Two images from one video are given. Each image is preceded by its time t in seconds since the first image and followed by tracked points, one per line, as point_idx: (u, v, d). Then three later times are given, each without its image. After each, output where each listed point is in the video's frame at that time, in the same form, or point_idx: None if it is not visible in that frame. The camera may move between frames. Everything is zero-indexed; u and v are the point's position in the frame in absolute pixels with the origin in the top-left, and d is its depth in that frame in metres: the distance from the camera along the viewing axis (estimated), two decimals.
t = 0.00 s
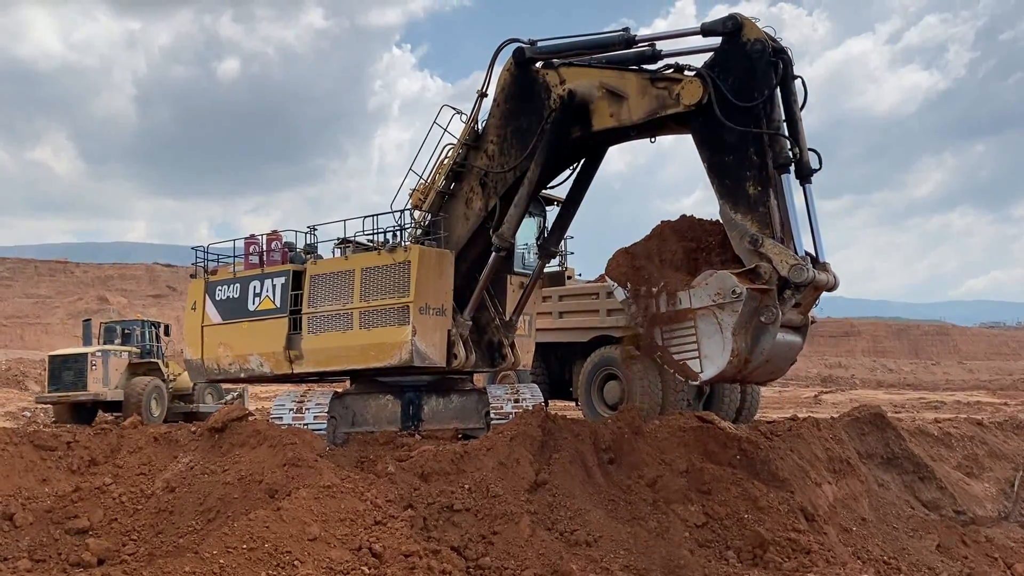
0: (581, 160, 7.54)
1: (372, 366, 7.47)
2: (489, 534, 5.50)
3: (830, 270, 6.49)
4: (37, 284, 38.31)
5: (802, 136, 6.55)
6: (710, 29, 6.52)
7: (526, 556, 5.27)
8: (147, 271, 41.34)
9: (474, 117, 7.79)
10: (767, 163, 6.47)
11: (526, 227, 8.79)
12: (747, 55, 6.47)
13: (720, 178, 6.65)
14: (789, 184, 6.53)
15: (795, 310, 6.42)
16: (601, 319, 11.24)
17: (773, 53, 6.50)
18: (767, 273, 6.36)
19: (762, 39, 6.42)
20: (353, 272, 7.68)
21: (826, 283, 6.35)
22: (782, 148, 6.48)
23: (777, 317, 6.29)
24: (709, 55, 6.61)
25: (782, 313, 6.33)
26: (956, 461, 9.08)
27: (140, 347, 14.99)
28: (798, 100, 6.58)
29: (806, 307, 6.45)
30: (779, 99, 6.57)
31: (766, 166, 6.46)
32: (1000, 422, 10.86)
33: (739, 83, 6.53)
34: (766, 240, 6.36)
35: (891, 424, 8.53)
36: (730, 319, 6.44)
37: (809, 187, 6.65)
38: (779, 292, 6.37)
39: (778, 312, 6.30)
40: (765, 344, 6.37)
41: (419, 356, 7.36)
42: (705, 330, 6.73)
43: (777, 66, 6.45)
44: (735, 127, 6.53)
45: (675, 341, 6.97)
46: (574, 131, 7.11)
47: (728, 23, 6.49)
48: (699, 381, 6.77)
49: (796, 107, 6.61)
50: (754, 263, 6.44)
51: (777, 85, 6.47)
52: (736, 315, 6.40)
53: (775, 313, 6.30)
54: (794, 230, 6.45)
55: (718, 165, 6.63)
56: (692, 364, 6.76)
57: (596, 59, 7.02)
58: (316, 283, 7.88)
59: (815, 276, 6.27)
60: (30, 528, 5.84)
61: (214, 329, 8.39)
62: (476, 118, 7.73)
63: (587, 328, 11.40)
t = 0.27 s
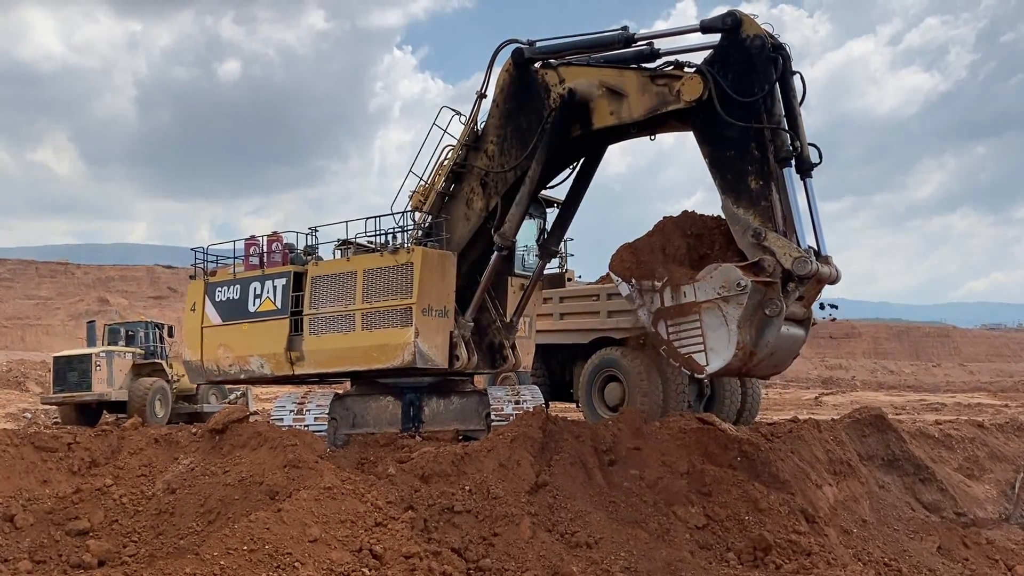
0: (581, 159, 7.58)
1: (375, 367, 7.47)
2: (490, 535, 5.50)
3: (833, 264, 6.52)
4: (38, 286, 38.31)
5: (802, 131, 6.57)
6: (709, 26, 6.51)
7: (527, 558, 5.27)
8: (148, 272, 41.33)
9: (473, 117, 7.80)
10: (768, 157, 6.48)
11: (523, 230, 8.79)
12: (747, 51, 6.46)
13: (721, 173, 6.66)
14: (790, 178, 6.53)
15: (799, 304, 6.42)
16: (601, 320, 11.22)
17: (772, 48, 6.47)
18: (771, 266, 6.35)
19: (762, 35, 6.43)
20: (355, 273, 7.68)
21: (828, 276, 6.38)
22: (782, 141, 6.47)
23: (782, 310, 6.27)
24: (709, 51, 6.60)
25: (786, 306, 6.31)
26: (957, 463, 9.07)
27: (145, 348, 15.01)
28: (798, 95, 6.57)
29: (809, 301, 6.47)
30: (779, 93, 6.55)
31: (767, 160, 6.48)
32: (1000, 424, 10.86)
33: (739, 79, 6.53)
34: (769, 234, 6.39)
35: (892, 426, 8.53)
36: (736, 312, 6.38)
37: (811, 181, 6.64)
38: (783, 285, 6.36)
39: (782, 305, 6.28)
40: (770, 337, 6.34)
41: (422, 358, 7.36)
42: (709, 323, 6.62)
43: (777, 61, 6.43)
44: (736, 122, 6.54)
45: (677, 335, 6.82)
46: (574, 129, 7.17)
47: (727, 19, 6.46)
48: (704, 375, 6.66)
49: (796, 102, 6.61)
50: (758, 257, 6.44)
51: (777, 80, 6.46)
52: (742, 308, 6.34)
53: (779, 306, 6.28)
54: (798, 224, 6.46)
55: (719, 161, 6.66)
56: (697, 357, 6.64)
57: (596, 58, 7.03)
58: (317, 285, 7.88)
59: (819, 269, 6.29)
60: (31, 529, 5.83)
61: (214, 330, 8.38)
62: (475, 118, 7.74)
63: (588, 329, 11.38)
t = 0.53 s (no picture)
0: (581, 157, 7.60)
1: (378, 368, 7.47)
2: (490, 537, 5.50)
3: (836, 256, 6.48)
4: (40, 287, 38.34)
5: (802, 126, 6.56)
6: (708, 22, 6.56)
7: (528, 559, 5.26)
8: (149, 274, 41.34)
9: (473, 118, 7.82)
10: (770, 151, 6.46)
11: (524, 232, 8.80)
12: (746, 47, 6.51)
13: (723, 168, 6.65)
14: (793, 171, 6.48)
15: (803, 296, 6.35)
16: (601, 321, 11.19)
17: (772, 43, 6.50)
18: (776, 259, 6.26)
19: (761, 30, 6.48)
20: (358, 274, 7.68)
21: (832, 267, 6.30)
22: (784, 134, 6.45)
23: (788, 302, 6.19)
24: (709, 48, 6.66)
25: (792, 298, 6.23)
26: (957, 465, 9.06)
27: (149, 350, 15.05)
28: (798, 90, 6.57)
29: (812, 293, 6.39)
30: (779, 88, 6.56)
31: (769, 154, 6.46)
32: (1001, 426, 10.85)
33: (739, 74, 6.57)
34: (773, 227, 6.32)
35: (892, 428, 8.52)
36: (743, 304, 6.28)
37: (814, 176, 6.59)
38: (788, 277, 6.28)
39: (788, 297, 6.21)
40: (777, 329, 6.24)
41: (425, 359, 7.36)
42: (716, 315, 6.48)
43: (777, 55, 6.46)
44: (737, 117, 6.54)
45: (682, 328, 6.64)
46: (575, 127, 7.22)
47: (726, 16, 6.53)
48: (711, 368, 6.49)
49: (796, 97, 6.61)
50: (762, 250, 6.36)
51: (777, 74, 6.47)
52: (749, 299, 6.24)
53: (785, 299, 6.21)
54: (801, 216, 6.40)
55: (720, 156, 6.65)
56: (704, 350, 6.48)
57: (596, 56, 7.08)
58: (319, 285, 7.88)
59: (823, 260, 6.23)
60: (31, 530, 5.80)
61: (213, 331, 8.37)
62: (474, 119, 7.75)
63: (588, 330, 11.36)
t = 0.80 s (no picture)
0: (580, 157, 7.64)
1: (381, 369, 7.47)
2: (491, 538, 5.50)
3: (838, 250, 6.56)
4: (41, 288, 38.36)
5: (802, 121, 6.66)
6: (708, 20, 6.58)
7: (528, 560, 5.26)
8: (149, 275, 41.34)
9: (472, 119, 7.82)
10: (772, 146, 6.54)
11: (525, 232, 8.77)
12: (747, 44, 6.59)
13: (725, 164, 6.71)
14: (793, 165, 6.59)
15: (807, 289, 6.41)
16: (602, 322, 11.18)
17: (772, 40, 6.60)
18: (780, 251, 6.33)
19: (760, 27, 6.54)
20: (360, 274, 7.69)
21: (835, 261, 6.38)
22: (785, 129, 6.56)
23: (793, 293, 6.25)
24: (709, 45, 6.71)
25: (797, 290, 6.29)
26: (958, 466, 9.06)
27: (152, 352, 15.06)
28: (797, 87, 6.68)
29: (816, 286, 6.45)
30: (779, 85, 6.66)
31: (771, 149, 6.54)
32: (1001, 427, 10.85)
33: (740, 71, 6.64)
34: (777, 220, 6.39)
35: (893, 429, 8.51)
36: (750, 296, 6.31)
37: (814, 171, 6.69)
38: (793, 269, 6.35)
39: (793, 289, 6.26)
40: (783, 320, 6.30)
41: (428, 360, 7.37)
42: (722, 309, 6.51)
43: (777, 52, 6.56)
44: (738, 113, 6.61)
45: (689, 322, 6.67)
46: (575, 126, 7.27)
47: (726, 14, 6.53)
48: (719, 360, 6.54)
49: (795, 93, 6.71)
50: (767, 243, 6.42)
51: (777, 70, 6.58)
52: (755, 291, 6.28)
53: (790, 290, 6.26)
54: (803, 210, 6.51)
55: (722, 152, 6.70)
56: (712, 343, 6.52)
57: (594, 55, 7.13)
58: (320, 286, 7.88)
59: (827, 253, 6.31)
60: (31, 531, 5.80)
61: (212, 331, 8.36)
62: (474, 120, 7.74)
63: (589, 331, 11.37)
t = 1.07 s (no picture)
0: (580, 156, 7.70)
1: (384, 370, 7.48)
2: (491, 539, 5.50)
3: (841, 244, 6.57)
4: (42, 289, 38.38)
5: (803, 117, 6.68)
6: (709, 17, 6.62)
7: (528, 561, 5.26)
8: (150, 275, 41.35)
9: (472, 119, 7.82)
10: (775, 140, 6.55)
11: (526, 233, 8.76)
12: (747, 40, 6.62)
13: (729, 159, 6.72)
14: (796, 159, 6.60)
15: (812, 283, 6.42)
16: (603, 322, 11.15)
17: (772, 36, 6.63)
18: (786, 245, 6.33)
19: (760, 23, 6.58)
20: (363, 275, 7.68)
21: (839, 253, 6.42)
22: (787, 124, 6.59)
23: (799, 286, 6.25)
24: (708, 43, 6.74)
25: (803, 283, 6.29)
26: (958, 467, 9.06)
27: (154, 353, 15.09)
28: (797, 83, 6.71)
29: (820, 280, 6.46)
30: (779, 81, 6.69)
31: (774, 143, 6.54)
32: (1002, 428, 10.85)
33: (741, 67, 6.67)
34: (782, 214, 6.40)
35: (893, 430, 8.51)
36: (757, 288, 6.31)
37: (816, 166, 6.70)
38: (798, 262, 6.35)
39: (799, 282, 6.26)
40: (789, 313, 6.29)
41: (432, 361, 7.39)
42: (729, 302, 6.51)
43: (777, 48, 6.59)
44: (741, 108, 6.63)
45: (696, 316, 6.67)
46: (576, 125, 7.29)
47: (726, 11, 6.60)
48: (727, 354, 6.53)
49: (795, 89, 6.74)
50: (772, 236, 6.42)
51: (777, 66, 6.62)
52: (763, 284, 6.28)
53: (796, 284, 6.25)
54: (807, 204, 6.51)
55: (725, 147, 6.71)
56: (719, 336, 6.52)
57: (593, 54, 7.17)
58: (322, 286, 7.87)
59: (831, 246, 6.32)
60: (32, 532, 5.80)
61: (211, 331, 8.34)
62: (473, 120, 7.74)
63: (589, 331, 11.36)
